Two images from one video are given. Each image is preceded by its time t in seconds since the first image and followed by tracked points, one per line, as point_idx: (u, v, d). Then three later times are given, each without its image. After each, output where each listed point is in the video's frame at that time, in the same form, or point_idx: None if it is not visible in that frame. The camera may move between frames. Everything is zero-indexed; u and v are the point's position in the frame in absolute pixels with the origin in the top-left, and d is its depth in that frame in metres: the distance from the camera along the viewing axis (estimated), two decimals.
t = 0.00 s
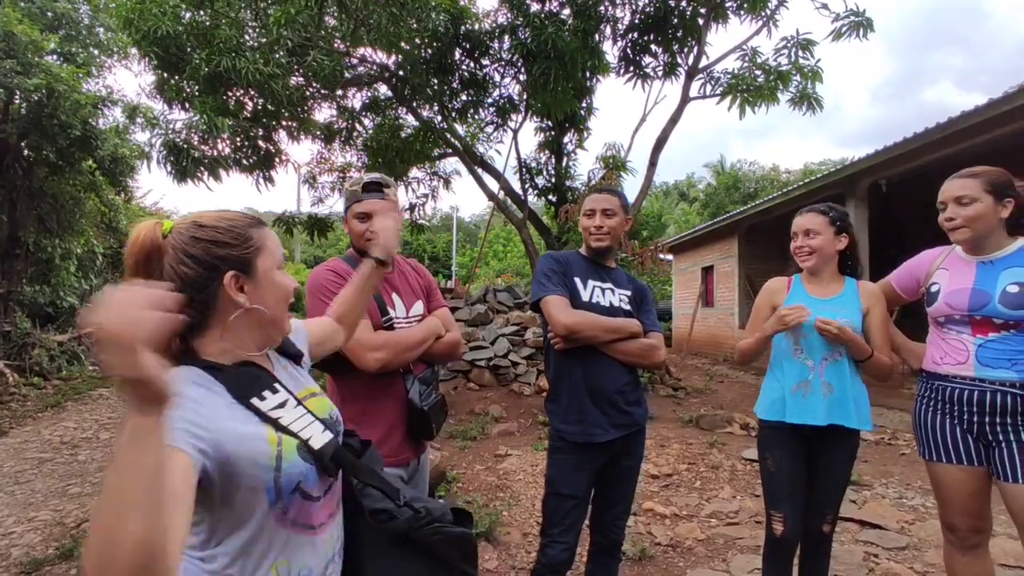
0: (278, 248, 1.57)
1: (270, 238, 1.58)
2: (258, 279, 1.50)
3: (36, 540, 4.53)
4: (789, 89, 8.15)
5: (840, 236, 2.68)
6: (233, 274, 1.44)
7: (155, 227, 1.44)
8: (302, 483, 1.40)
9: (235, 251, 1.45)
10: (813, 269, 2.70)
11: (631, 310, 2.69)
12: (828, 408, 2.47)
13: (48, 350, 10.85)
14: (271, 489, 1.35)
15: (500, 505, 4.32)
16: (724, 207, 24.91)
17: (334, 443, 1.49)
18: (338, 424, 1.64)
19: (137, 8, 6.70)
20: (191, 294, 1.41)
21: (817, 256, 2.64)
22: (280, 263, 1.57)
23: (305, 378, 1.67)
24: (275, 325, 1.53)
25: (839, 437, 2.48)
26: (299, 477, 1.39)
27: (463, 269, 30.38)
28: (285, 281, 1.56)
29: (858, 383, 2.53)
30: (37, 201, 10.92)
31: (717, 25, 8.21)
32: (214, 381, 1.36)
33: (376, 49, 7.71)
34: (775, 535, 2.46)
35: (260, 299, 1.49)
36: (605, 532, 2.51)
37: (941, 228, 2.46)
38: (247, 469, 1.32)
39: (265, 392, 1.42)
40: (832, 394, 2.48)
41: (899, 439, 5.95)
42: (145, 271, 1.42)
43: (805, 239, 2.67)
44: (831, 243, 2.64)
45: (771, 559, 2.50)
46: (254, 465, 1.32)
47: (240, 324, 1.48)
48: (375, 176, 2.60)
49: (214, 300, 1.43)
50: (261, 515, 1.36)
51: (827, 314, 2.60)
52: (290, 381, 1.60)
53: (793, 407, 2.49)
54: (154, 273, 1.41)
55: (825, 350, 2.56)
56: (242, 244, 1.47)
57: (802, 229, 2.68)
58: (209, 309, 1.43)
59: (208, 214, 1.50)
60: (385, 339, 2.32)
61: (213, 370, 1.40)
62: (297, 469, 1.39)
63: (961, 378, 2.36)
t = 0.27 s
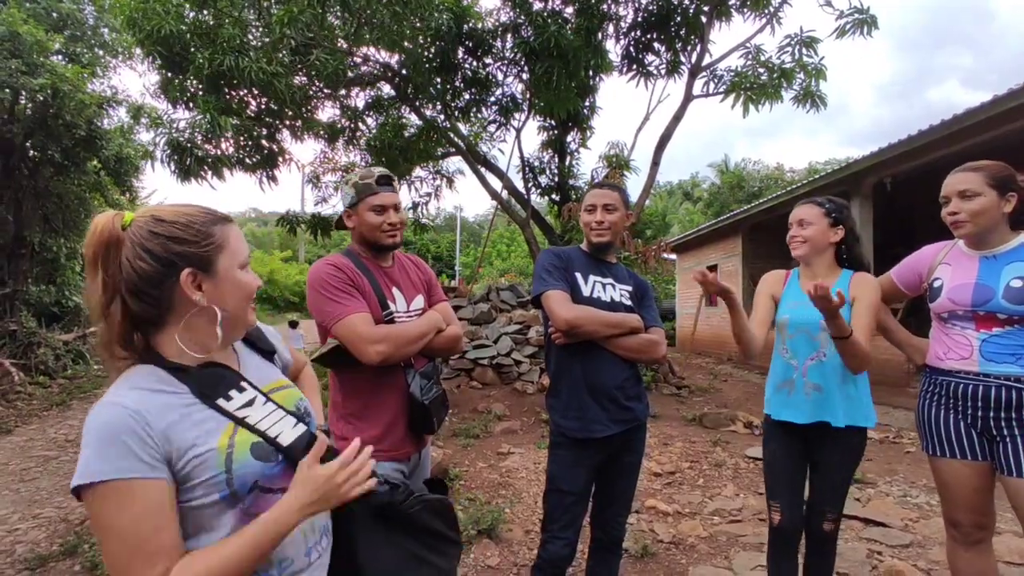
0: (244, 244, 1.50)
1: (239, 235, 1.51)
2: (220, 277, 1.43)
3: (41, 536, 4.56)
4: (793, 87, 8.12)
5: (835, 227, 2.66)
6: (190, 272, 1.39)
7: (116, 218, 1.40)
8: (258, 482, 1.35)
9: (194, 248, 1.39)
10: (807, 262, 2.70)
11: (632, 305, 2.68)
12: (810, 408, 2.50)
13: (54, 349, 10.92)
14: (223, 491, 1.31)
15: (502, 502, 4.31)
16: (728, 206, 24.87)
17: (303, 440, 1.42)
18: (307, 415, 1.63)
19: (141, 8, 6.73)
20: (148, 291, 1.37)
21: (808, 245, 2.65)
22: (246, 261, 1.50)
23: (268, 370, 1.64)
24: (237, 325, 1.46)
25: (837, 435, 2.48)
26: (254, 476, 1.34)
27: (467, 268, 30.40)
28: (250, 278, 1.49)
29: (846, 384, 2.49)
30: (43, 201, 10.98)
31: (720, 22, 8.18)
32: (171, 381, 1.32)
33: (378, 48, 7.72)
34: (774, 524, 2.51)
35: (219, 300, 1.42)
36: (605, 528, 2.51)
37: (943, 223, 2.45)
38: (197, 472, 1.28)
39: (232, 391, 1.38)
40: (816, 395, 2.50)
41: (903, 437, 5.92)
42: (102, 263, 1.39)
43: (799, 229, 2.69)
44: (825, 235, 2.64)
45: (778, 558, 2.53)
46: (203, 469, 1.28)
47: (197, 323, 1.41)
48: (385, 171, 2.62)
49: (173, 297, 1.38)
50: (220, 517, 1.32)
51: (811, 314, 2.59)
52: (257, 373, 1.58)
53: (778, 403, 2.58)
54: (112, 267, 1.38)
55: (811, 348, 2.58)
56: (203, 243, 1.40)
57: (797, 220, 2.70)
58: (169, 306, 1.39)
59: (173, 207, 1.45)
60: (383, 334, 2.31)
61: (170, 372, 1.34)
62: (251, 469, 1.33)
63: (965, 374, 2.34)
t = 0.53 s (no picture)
0: (249, 237, 1.52)
1: (243, 227, 1.52)
2: (230, 271, 1.45)
3: (47, 535, 4.58)
4: (797, 86, 8.11)
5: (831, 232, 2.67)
6: (202, 267, 1.41)
7: (122, 222, 1.40)
8: (266, 478, 1.38)
9: (204, 244, 1.41)
10: (802, 266, 2.71)
11: (637, 302, 2.68)
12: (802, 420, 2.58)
13: (60, 349, 10.97)
14: (235, 483, 1.33)
15: (506, 501, 4.32)
16: (732, 205, 24.82)
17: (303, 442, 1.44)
18: (306, 418, 1.65)
19: (146, 9, 6.76)
20: (161, 289, 1.38)
21: (802, 250, 2.66)
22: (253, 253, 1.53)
23: (271, 373, 1.67)
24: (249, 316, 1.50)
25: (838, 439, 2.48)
26: (264, 471, 1.37)
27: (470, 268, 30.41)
28: (258, 270, 1.52)
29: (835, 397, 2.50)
30: (48, 202, 11.03)
31: (723, 22, 8.18)
32: (188, 373, 1.34)
33: (383, 48, 7.74)
34: (782, 525, 2.60)
35: (230, 293, 1.44)
36: (610, 526, 2.51)
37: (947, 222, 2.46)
38: (213, 463, 1.30)
39: (239, 388, 1.40)
40: (807, 406, 2.56)
41: (908, 437, 5.90)
42: (110, 266, 1.38)
43: (795, 232, 2.71)
44: (819, 239, 2.65)
45: (784, 558, 2.60)
46: (219, 460, 1.31)
47: (211, 317, 1.45)
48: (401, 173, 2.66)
49: (185, 294, 1.41)
50: (226, 509, 1.33)
51: (801, 326, 2.65)
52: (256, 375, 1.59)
53: (779, 413, 2.67)
54: (121, 266, 1.38)
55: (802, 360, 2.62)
56: (212, 237, 1.42)
57: (793, 223, 2.72)
58: (181, 302, 1.41)
59: (178, 206, 1.45)
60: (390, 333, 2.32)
61: (182, 359, 1.37)
62: (263, 463, 1.37)
63: (972, 374, 2.34)
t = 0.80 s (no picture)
0: (228, 233, 1.55)
1: (218, 223, 1.55)
2: (213, 263, 1.46)
3: (51, 533, 4.60)
4: (800, 86, 8.09)
5: (830, 232, 2.67)
6: (187, 262, 1.42)
7: (96, 231, 1.39)
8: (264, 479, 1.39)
9: (184, 239, 1.42)
10: (801, 266, 2.71)
11: (639, 301, 2.68)
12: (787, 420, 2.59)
13: (64, 348, 11.01)
14: (236, 483, 1.34)
15: (508, 501, 4.32)
16: (735, 205, 24.79)
17: (294, 442, 1.46)
18: (295, 419, 1.63)
19: (149, 9, 6.78)
20: (147, 288, 1.38)
21: (801, 248, 2.65)
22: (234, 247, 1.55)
23: (258, 377, 1.66)
24: (238, 308, 1.52)
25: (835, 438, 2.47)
26: (263, 470, 1.38)
27: (473, 268, 30.42)
28: (243, 263, 1.54)
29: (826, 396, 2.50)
30: (52, 202, 11.07)
31: (726, 21, 8.16)
32: (184, 373, 1.34)
33: (385, 48, 7.74)
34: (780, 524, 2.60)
35: (216, 284, 1.45)
36: (611, 525, 2.52)
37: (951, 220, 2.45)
38: (214, 463, 1.30)
39: (235, 387, 1.41)
40: (794, 406, 2.57)
41: (911, 437, 5.89)
42: (91, 274, 1.36)
43: (792, 231, 2.70)
44: (818, 238, 2.65)
45: (783, 557, 2.60)
46: (220, 460, 1.31)
47: (201, 312, 1.45)
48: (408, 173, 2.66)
49: (172, 292, 1.40)
50: (226, 511, 1.34)
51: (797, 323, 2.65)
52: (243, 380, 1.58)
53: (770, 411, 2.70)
54: (101, 271, 1.36)
55: (795, 360, 2.63)
56: (191, 232, 1.44)
57: (791, 222, 2.72)
58: (168, 301, 1.40)
59: (150, 209, 1.46)
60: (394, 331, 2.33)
61: (176, 359, 1.36)
62: (262, 462, 1.38)
63: (976, 373, 2.34)
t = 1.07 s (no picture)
0: (218, 233, 1.50)
1: (208, 221, 1.50)
2: (204, 263, 1.42)
3: (52, 533, 4.61)
4: (801, 85, 8.08)
5: (832, 230, 2.66)
6: (176, 262, 1.37)
7: (81, 229, 1.34)
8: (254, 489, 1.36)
9: (172, 238, 1.37)
10: (802, 264, 2.71)
11: (641, 300, 2.67)
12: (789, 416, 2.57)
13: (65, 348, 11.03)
14: (225, 492, 1.30)
15: (509, 500, 4.31)
16: (736, 204, 24.79)
17: (284, 450, 1.43)
18: (285, 426, 1.61)
19: (150, 9, 6.78)
20: (135, 289, 1.33)
21: (803, 246, 2.66)
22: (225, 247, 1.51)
23: (248, 384, 1.64)
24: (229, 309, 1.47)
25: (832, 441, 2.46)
26: (253, 479, 1.35)
27: (474, 268, 30.43)
28: (234, 263, 1.50)
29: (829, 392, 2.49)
30: (54, 201, 11.09)
31: (727, 21, 8.16)
32: (173, 376, 1.29)
33: (386, 48, 7.75)
34: (777, 523, 2.58)
35: (207, 285, 1.41)
36: (612, 525, 2.51)
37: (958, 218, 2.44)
38: (203, 470, 1.27)
39: (226, 392, 1.37)
40: (797, 402, 2.56)
41: (912, 437, 5.87)
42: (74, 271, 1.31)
43: (794, 228, 2.70)
44: (819, 235, 2.65)
45: (781, 557, 2.58)
46: (210, 468, 1.27)
47: (191, 314, 1.40)
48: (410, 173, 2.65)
49: (160, 292, 1.35)
50: (213, 521, 1.31)
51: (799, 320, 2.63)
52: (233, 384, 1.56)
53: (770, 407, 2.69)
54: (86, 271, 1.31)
55: (797, 357, 2.62)
56: (180, 230, 1.40)
57: (793, 219, 2.72)
58: (156, 302, 1.36)
59: (138, 206, 1.42)
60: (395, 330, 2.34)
61: (165, 361, 1.32)
62: (252, 471, 1.35)
63: (978, 372, 2.33)
